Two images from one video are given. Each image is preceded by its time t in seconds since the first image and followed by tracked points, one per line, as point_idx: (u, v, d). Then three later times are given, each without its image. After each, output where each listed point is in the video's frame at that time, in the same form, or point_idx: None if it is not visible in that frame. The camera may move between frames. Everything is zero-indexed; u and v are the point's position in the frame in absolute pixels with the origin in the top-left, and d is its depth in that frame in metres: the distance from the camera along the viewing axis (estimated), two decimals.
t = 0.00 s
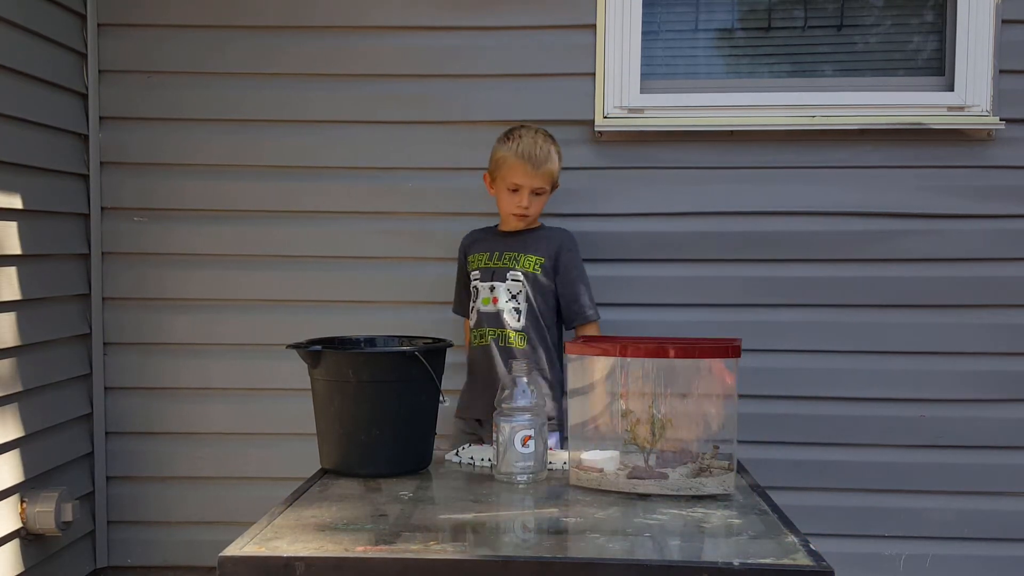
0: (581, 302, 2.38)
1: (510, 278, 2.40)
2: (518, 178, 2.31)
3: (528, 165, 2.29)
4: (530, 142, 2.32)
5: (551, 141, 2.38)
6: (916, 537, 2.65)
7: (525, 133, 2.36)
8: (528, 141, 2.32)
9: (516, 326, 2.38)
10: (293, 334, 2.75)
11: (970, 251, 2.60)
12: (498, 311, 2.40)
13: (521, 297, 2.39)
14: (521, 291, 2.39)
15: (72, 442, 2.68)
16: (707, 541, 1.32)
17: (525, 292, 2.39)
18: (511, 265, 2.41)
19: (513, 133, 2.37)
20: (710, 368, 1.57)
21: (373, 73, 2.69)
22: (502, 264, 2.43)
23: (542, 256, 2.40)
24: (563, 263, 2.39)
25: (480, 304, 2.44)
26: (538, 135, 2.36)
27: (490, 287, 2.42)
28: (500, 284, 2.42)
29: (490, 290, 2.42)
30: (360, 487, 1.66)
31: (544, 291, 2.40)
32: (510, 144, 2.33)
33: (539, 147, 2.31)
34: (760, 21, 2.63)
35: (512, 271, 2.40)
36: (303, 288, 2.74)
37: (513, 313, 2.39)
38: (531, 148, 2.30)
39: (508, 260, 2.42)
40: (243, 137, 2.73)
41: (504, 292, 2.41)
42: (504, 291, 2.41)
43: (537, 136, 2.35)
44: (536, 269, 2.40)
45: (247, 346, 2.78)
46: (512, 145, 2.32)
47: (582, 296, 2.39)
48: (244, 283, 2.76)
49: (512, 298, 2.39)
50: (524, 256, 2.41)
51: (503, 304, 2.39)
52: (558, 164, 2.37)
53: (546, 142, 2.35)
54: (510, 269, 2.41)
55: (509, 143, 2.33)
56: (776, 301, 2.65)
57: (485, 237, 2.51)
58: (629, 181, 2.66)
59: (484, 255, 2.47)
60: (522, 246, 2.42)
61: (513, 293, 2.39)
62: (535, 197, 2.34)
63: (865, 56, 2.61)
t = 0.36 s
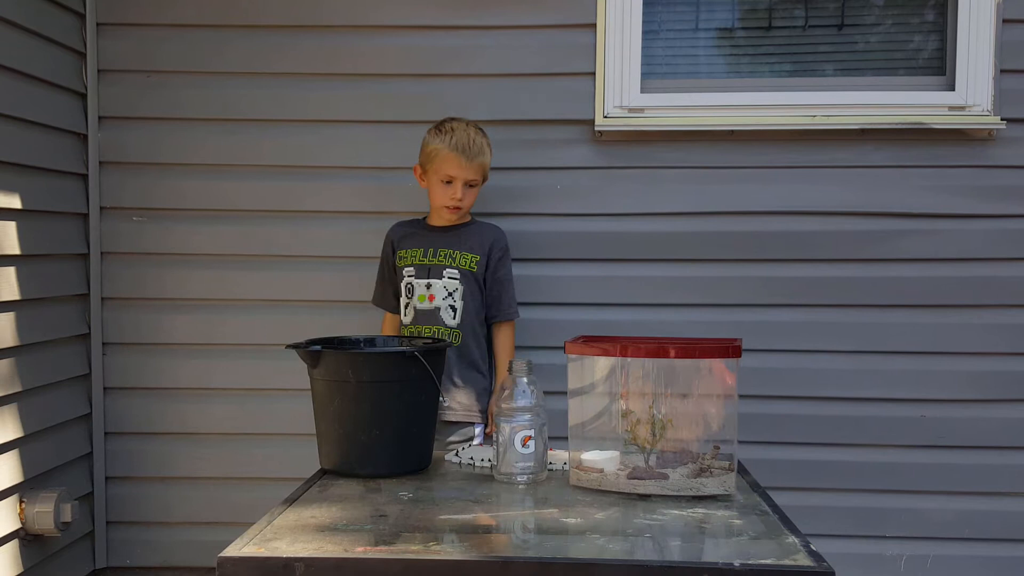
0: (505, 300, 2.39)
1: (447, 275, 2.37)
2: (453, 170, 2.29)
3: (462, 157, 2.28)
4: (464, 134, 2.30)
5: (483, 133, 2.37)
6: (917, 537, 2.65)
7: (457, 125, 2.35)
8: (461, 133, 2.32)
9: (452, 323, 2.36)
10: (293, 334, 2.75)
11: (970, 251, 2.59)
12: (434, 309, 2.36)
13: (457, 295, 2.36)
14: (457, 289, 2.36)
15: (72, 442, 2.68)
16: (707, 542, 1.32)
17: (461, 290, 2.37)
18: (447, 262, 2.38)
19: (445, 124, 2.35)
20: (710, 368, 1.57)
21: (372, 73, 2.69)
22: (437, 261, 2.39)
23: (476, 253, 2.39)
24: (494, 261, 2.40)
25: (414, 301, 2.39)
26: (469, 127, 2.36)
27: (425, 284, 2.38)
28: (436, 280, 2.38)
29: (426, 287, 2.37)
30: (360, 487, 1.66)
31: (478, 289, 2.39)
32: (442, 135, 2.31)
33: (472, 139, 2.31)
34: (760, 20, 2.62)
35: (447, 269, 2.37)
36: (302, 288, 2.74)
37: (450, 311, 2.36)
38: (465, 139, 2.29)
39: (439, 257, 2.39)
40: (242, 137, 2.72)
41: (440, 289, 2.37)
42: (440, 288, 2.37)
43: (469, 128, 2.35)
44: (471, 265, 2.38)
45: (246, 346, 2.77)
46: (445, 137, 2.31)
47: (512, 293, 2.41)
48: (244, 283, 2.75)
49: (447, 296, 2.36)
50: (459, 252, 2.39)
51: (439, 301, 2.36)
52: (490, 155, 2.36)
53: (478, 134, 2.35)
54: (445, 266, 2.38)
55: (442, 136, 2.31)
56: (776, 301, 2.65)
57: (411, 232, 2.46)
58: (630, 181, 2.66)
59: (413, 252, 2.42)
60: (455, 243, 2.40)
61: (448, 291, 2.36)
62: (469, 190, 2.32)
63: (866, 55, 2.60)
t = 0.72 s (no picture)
0: (491, 297, 2.36)
1: (435, 278, 2.30)
2: (425, 170, 2.20)
3: (434, 156, 2.19)
4: (433, 133, 2.22)
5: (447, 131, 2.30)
6: (916, 537, 2.66)
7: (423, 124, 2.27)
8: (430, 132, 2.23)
9: (446, 327, 2.29)
10: (294, 334, 2.75)
11: (970, 251, 2.60)
12: (426, 315, 2.29)
13: (446, 297, 2.31)
14: (447, 290, 2.30)
15: (73, 441, 2.68)
16: (706, 541, 1.32)
17: (449, 291, 2.31)
18: (433, 266, 2.30)
19: (409, 125, 2.26)
20: (710, 369, 1.57)
21: (373, 74, 2.69)
22: (422, 266, 2.30)
23: (458, 252, 2.33)
24: (475, 256, 2.36)
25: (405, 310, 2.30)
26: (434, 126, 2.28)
27: (413, 291, 2.29)
28: (423, 285, 2.29)
29: (415, 293, 2.29)
30: (360, 487, 1.67)
31: (464, 288, 2.34)
32: (410, 136, 2.22)
33: (442, 137, 2.23)
34: (760, 21, 2.63)
35: (434, 272, 2.30)
36: (303, 288, 2.74)
37: (442, 314, 2.30)
38: (434, 138, 2.21)
39: (423, 261, 2.30)
40: (243, 137, 2.73)
41: (429, 293, 2.29)
42: (430, 292, 2.29)
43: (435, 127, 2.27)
44: (457, 265, 2.32)
45: (247, 346, 2.78)
46: (413, 138, 2.22)
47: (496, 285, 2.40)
48: (244, 283, 2.76)
49: (438, 299, 2.30)
50: (442, 253, 2.31)
51: (432, 307, 2.29)
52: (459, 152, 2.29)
53: (445, 132, 2.27)
54: (431, 269, 2.30)
55: (409, 136, 2.22)
56: (776, 301, 2.65)
57: (385, 235, 2.35)
58: (629, 181, 2.66)
59: (395, 258, 2.32)
60: (437, 243, 2.32)
61: (438, 293, 2.30)
62: (442, 189, 2.24)
63: (865, 56, 2.61)
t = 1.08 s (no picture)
0: (495, 301, 2.24)
1: (436, 278, 2.20)
2: (417, 169, 2.07)
3: (426, 154, 2.06)
4: (427, 129, 2.08)
5: (450, 125, 2.14)
6: (916, 536, 2.66)
7: (421, 119, 2.13)
8: (424, 128, 2.09)
9: (445, 330, 2.19)
10: (294, 334, 2.76)
11: (970, 251, 2.60)
12: (424, 315, 2.20)
13: (448, 299, 2.21)
14: (449, 291, 2.20)
15: (73, 441, 2.69)
16: (706, 541, 1.33)
17: (451, 293, 2.21)
18: (435, 265, 2.20)
19: (408, 120, 2.14)
20: (710, 369, 1.58)
21: (373, 74, 2.70)
22: (424, 264, 2.21)
23: (463, 253, 2.22)
24: (482, 259, 2.24)
25: (401, 308, 2.21)
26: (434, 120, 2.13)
27: (413, 289, 2.20)
28: (424, 284, 2.20)
29: (414, 292, 2.20)
30: (361, 487, 1.67)
31: (467, 291, 2.23)
32: (404, 131, 2.10)
33: (437, 134, 2.08)
34: (760, 22, 2.63)
35: (436, 272, 2.20)
36: (304, 288, 2.75)
37: (441, 316, 2.20)
38: (428, 134, 2.07)
39: (425, 259, 2.21)
40: (244, 137, 2.74)
41: (430, 293, 2.20)
42: (430, 292, 2.19)
43: (434, 121, 2.12)
44: (460, 266, 2.21)
45: (248, 346, 2.78)
46: (406, 133, 2.09)
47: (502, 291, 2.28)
48: (245, 282, 2.76)
49: (438, 299, 2.20)
50: (446, 253, 2.21)
51: (431, 307, 2.19)
52: (460, 149, 2.13)
53: (444, 127, 2.11)
54: (434, 268, 2.20)
55: (402, 132, 2.09)
56: (776, 301, 2.66)
57: (389, 231, 2.27)
58: (629, 181, 2.67)
59: (396, 254, 2.23)
60: (440, 242, 2.22)
61: (439, 294, 2.20)
62: (437, 189, 2.11)
63: (864, 56, 2.61)
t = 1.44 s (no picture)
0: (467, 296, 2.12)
1: (412, 280, 2.08)
2: (382, 173, 1.85)
3: (392, 157, 1.83)
4: (392, 131, 1.85)
5: (421, 124, 1.92)
6: (916, 536, 2.66)
7: (388, 119, 1.89)
8: (390, 129, 1.86)
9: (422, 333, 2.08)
10: (294, 334, 2.76)
11: (970, 251, 2.60)
12: (399, 318, 2.07)
13: (423, 301, 2.08)
14: (424, 293, 2.08)
15: (73, 441, 2.69)
16: (705, 541, 1.33)
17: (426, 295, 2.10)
18: (410, 266, 2.08)
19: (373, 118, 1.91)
20: (710, 369, 1.58)
21: (373, 74, 2.70)
22: (398, 266, 2.07)
23: (436, 253, 2.12)
24: (455, 259, 2.15)
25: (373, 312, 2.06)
26: (402, 120, 1.90)
27: (387, 292, 2.06)
28: (399, 286, 2.07)
29: (389, 295, 2.06)
30: (361, 487, 1.67)
31: (439, 293, 2.13)
32: (367, 133, 1.87)
33: (404, 136, 1.85)
34: (760, 22, 2.63)
35: (411, 273, 2.08)
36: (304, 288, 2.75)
37: (417, 319, 2.08)
38: (394, 136, 1.84)
39: (398, 260, 2.08)
40: (244, 137, 2.74)
41: (406, 295, 2.07)
42: (406, 295, 2.07)
43: (402, 122, 1.89)
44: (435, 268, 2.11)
45: (248, 346, 2.78)
46: (370, 134, 1.86)
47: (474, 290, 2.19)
48: (245, 282, 2.76)
49: (414, 302, 2.07)
50: (420, 254, 2.10)
51: (407, 311, 2.07)
52: (431, 151, 1.91)
53: (413, 128, 1.88)
54: (408, 270, 2.08)
55: (369, 132, 1.87)
56: (775, 301, 2.66)
57: (356, 231, 2.12)
58: (629, 181, 2.67)
59: (366, 255, 2.09)
60: (413, 243, 2.10)
61: (415, 296, 2.07)
62: (405, 192, 1.90)
63: (864, 56, 2.62)
